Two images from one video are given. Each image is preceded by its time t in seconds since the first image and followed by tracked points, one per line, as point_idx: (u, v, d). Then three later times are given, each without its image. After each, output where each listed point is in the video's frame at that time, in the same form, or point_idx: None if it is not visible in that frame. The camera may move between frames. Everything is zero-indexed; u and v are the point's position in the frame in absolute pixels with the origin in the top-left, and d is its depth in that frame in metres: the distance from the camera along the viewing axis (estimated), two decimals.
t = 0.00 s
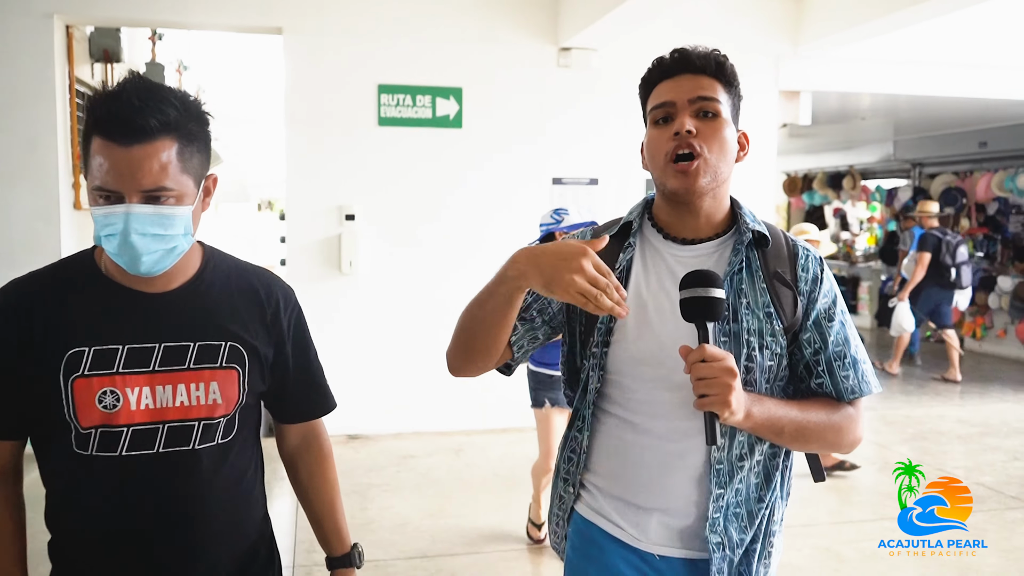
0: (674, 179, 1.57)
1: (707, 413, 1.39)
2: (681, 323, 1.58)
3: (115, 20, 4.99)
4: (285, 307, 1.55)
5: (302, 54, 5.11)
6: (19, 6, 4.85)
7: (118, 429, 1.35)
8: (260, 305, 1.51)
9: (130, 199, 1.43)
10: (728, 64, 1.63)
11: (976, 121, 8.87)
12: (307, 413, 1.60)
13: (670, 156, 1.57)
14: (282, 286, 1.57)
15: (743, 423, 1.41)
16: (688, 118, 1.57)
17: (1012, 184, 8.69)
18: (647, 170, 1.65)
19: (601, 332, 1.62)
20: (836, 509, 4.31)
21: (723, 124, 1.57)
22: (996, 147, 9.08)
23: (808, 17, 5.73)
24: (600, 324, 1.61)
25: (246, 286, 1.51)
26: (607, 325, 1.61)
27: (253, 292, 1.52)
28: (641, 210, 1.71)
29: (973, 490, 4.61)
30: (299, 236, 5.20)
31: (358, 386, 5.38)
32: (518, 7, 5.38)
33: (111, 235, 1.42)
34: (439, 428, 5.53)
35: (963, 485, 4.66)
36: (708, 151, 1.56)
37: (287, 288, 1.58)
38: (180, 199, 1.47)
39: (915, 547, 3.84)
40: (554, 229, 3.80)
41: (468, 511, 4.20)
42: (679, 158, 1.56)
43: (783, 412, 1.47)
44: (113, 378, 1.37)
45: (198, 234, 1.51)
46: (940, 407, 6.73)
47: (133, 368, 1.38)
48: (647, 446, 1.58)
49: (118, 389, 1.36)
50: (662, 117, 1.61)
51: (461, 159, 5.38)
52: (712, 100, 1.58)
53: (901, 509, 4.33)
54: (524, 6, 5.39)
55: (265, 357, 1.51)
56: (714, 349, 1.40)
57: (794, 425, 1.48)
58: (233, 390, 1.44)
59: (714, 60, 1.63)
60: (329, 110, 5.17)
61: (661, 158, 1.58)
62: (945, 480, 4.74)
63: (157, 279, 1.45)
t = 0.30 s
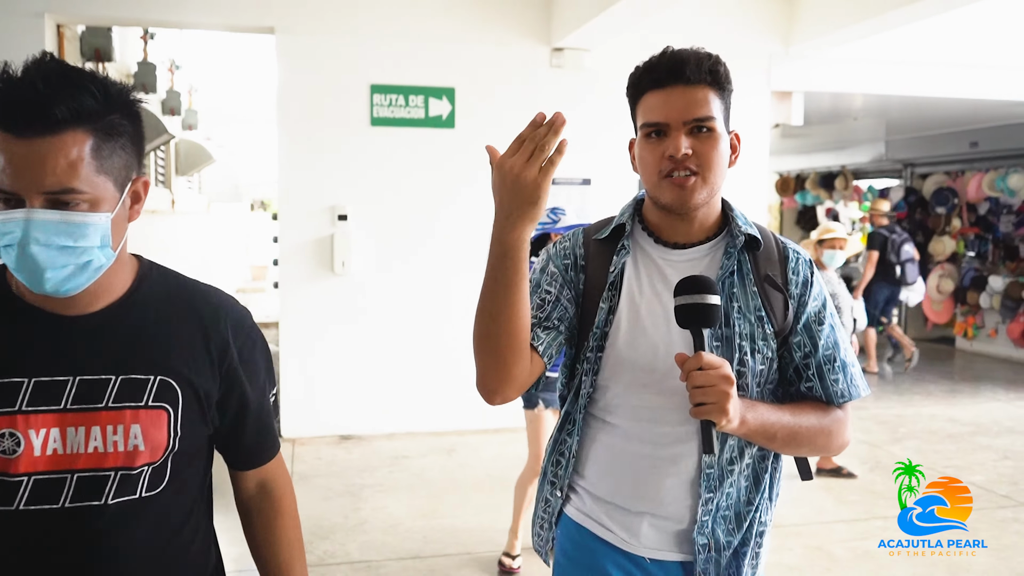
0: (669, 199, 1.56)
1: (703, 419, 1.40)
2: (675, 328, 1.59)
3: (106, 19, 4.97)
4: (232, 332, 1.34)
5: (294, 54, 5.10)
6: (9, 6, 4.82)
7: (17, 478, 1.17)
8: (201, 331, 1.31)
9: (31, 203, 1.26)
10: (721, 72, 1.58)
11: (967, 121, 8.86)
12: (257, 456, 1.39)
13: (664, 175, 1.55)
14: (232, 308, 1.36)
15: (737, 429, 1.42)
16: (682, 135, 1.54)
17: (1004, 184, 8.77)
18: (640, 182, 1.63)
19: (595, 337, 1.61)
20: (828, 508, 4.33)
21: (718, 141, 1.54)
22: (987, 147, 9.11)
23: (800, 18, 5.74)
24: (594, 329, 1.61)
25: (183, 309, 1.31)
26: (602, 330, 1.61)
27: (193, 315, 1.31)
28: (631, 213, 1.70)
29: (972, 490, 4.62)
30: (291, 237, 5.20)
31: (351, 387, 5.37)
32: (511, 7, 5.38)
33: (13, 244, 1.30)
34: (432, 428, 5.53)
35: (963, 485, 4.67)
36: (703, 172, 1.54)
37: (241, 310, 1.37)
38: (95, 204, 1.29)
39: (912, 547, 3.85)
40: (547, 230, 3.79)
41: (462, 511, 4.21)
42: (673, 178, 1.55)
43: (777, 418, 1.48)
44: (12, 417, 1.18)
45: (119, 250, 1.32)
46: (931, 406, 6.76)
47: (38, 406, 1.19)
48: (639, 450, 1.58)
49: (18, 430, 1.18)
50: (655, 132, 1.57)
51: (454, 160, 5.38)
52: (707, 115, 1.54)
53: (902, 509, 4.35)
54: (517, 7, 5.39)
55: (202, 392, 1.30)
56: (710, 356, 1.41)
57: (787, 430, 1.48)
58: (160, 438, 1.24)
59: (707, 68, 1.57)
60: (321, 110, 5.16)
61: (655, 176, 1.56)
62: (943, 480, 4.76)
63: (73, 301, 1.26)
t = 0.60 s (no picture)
0: (668, 220, 1.56)
1: (701, 422, 1.41)
2: (669, 330, 1.58)
3: (99, 19, 4.96)
4: (178, 376, 1.20)
5: (288, 54, 5.09)
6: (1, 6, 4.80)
7: None
8: (138, 373, 1.17)
9: None
10: (718, 87, 1.55)
11: (961, 122, 8.76)
12: (214, 525, 1.23)
13: (662, 196, 1.55)
14: (186, 351, 1.22)
15: (733, 431, 1.43)
16: (681, 157, 1.52)
17: (996, 185, 8.88)
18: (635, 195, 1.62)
19: (588, 341, 1.61)
20: (822, 508, 4.34)
21: (716, 162, 1.54)
22: (982, 148, 8.96)
23: (795, 18, 5.74)
24: (588, 333, 1.60)
25: (121, 347, 1.18)
26: (595, 334, 1.61)
27: (134, 353, 1.18)
28: (622, 215, 1.68)
29: (971, 490, 4.63)
30: (285, 238, 5.19)
31: (346, 388, 5.36)
32: (506, 8, 5.38)
33: None
34: (427, 429, 5.53)
35: (963, 485, 4.69)
36: (702, 194, 1.54)
37: (201, 353, 1.24)
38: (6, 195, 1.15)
39: (911, 547, 3.85)
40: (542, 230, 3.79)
41: (456, 512, 4.21)
42: (672, 202, 1.55)
43: (771, 419, 1.48)
44: None
45: (36, 260, 1.19)
46: (925, 406, 6.78)
47: None
48: (633, 454, 1.58)
49: None
50: (652, 152, 1.55)
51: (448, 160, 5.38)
52: (706, 135, 1.52)
53: (901, 509, 4.36)
54: (511, 7, 5.39)
55: (137, 442, 1.17)
56: (708, 359, 1.41)
57: (781, 431, 1.49)
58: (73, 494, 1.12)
59: (705, 84, 1.54)
60: (315, 110, 5.15)
61: (653, 198, 1.56)
62: (942, 480, 4.77)
63: None
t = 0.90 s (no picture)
0: (660, 221, 1.57)
1: (696, 421, 1.41)
2: (663, 328, 1.58)
3: (97, 19, 4.96)
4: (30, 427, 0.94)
5: (287, 53, 5.10)
6: None
7: None
8: None
9: None
10: (703, 87, 1.56)
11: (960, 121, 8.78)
12: None
13: (653, 197, 1.55)
14: (39, 384, 0.96)
15: (727, 430, 1.44)
16: (669, 157, 1.53)
17: (995, 184, 8.82)
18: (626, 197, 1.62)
19: (581, 341, 1.62)
20: (819, 507, 4.35)
21: (705, 161, 1.54)
22: (981, 147, 8.97)
23: (793, 17, 5.75)
24: (581, 333, 1.61)
25: None
26: (588, 334, 1.62)
27: None
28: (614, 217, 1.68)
29: (971, 490, 4.64)
30: (283, 237, 5.19)
31: (345, 386, 5.37)
32: (504, 7, 5.38)
33: None
34: (425, 428, 5.54)
35: (962, 485, 4.70)
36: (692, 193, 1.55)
37: (59, 387, 0.97)
38: None
39: (912, 547, 3.84)
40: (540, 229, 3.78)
41: (454, 511, 4.21)
42: (663, 203, 1.55)
43: (765, 417, 1.49)
44: None
45: None
46: (923, 405, 6.79)
47: None
48: (626, 452, 1.59)
49: None
50: (640, 153, 1.55)
51: (447, 159, 5.38)
52: (693, 135, 1.53)
53: (902, 508, 4.34)
54: (509, 6, 5.39)
55: None
56: (703, 358, 1.42)
57: (775, 429, 1.49)
58: None
59: (689, 83, 1.54)
60: (312, 109, 5.15)
61: (644, 200, 1.57)
62: (942, 480, 4.76)
63: None
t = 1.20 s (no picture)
0: (652, 220, 1.58)
1: (690, 418, 1.41)
2: (657, 327, 1.58)
3: (96, 19, 4.96)
4: None
5: (286, 54, 5.10)
6: None
7: None
8: None
9: None
10: (692, 87, 1.55)
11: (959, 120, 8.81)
12: None
13: (644, 197, 1.56)
14: None
15: (721, 428, 1.44)
16: (659, 158, 1.53)
17: (993, 183, 8.83)
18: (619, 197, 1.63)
19: (574, 341, 1.63)
20: (818, 507, 4.35)
21: (696, 160, 1.54)
22: (980, 146, 9.00)
23: (792, 17, 5.74)
24: (574, 333, 1.62)
25: None
26: (582, 333, 1.62)
27: None
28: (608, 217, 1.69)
29: (971, 490, 4.62)
30: (283, 237, 5.20)
31: (344, 387, 5.37)
32: (503, 7, 5.38)
33: None
34: (424, 428, 5.54)
35: (962, 486, 4.68)
36: (683, 192, 1.55)
37: None
38: None
39: (913, 547, 3.83)
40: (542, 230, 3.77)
41: (453, 511, 4.21)
42: (654, 202, 1.56)
43: (759, 416, 1.49)
44: None
45: None
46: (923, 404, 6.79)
47: None
48: (620, 450, 1.60)
49: None
50: (631, 154, 1.55)
51: (446, 160, 5.38)
52: (683, 134, 1.53)
53: (902, 509, 4.33)
54: (508, 7, 5.39)
55: None
56: (698, 356, 1.42)
57: (768, 427, 1.50)
58: None
59: (678, 83, 1.54)
60: (310, 109, 5.15)
61: (636, 199, 1.57)
62: (942, 480, 4.75)
63: None
